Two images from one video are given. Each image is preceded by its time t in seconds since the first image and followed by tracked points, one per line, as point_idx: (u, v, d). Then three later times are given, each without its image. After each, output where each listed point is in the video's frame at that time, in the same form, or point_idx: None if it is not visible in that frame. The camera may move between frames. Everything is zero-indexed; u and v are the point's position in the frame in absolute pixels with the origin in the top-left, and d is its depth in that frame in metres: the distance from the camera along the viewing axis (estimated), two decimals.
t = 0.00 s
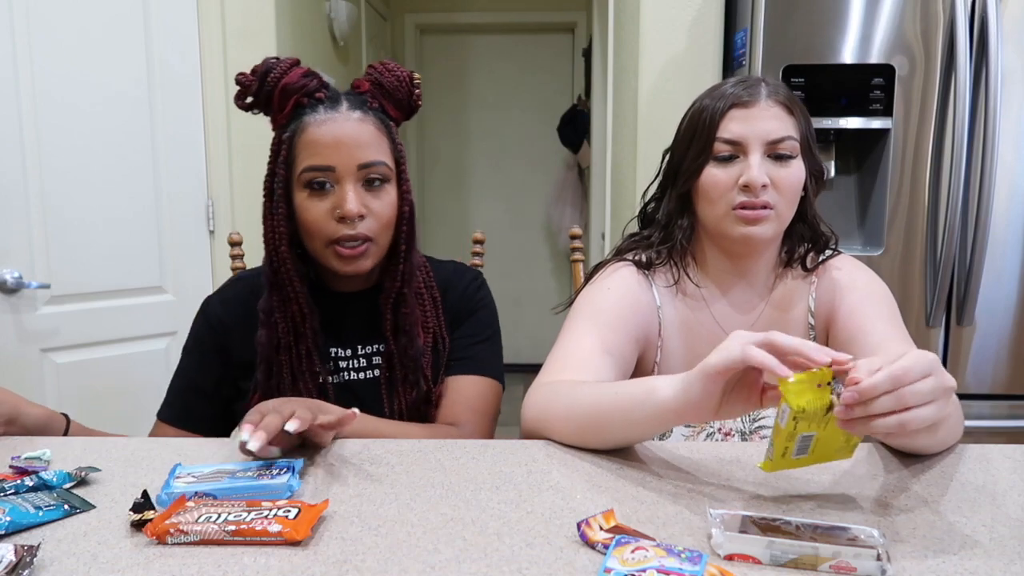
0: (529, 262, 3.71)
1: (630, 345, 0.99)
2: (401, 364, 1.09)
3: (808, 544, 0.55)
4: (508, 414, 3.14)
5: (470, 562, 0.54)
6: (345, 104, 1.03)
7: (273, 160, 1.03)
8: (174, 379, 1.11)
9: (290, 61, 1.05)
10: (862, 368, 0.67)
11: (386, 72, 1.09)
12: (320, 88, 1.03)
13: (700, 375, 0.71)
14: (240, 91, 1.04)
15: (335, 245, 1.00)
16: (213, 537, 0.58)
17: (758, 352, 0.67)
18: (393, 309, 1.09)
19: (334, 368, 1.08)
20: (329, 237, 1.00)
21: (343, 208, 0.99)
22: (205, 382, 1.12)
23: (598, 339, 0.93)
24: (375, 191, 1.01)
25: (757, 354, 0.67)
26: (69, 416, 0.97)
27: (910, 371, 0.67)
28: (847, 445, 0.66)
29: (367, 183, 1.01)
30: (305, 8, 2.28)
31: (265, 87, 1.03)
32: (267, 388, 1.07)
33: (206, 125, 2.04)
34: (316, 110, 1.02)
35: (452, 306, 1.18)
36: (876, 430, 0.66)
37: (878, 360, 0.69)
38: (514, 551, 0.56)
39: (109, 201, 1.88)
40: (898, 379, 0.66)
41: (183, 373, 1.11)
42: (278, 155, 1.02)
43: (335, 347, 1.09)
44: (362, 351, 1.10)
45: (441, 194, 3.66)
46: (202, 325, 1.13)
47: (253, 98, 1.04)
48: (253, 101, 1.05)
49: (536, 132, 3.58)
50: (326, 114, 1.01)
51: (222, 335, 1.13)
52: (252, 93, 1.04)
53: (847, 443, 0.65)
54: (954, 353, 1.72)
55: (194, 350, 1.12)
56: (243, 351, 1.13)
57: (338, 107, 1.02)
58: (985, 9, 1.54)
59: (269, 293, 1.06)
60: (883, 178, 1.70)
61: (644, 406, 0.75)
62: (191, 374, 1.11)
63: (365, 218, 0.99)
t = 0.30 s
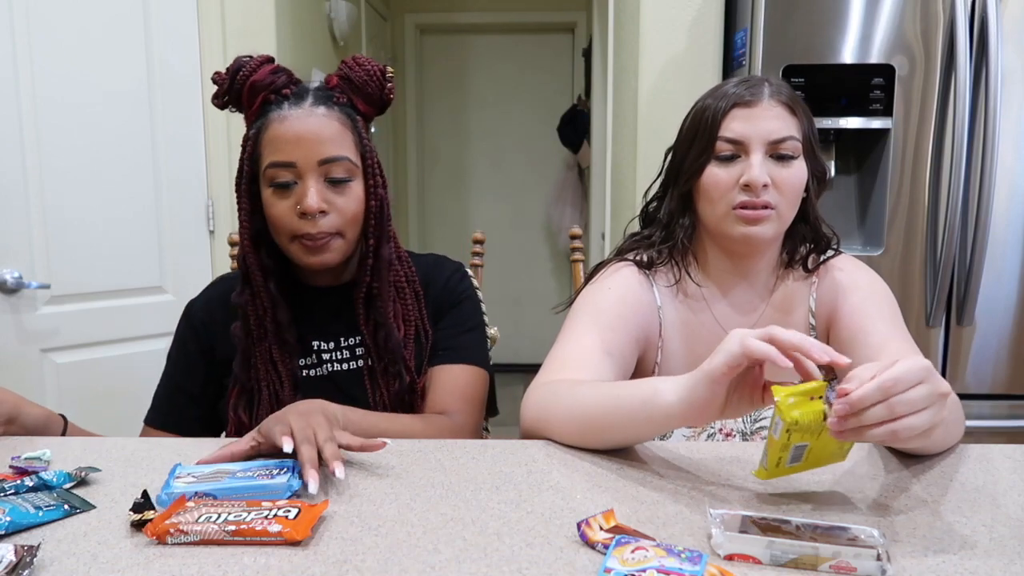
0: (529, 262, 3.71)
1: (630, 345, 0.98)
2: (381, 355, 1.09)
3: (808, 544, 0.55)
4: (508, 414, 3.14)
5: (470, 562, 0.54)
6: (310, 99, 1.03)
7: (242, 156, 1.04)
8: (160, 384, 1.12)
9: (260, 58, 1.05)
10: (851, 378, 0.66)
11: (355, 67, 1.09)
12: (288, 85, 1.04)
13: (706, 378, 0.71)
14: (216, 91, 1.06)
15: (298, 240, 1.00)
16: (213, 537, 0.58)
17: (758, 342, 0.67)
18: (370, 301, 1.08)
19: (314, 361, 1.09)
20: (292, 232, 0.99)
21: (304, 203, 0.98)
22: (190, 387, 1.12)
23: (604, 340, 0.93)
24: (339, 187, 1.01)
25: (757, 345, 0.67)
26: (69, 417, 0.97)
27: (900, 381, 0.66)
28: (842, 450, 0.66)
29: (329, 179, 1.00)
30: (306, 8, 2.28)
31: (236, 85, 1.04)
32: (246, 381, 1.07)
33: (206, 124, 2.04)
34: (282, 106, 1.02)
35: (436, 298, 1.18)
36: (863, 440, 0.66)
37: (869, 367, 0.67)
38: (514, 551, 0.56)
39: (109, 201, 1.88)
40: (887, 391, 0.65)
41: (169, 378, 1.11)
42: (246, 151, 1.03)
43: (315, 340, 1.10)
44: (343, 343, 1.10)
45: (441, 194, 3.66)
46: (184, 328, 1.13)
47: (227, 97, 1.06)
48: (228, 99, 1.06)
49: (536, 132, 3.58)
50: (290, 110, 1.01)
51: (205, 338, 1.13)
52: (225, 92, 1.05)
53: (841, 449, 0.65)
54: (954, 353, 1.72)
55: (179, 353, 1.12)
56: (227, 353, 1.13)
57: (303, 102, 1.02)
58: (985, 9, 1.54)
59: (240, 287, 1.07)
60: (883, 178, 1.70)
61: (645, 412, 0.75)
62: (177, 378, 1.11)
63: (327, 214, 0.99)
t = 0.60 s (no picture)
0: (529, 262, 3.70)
1: (630, 345, 0.98)
2: (390, 355, 1.09)
3: (808, 544, 0.55)
4: (508, 414, 3.14)
5: (470, 562, 0.54)
6: (326, 96, 1.03)
7: (255, 152, 1.03)
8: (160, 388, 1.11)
9: (274, 54, 1.05)
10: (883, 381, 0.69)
11: (369, 67, 1.09)
12: (302, 82, 1.03)
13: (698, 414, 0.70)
14: (227, 84, 1.05)
15: (310, 236, 0.99)
16: (213, 537, 0.58)
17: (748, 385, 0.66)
18: (380, 299, 1.09)
19: (320, 360, 1.08)
20: (304, 228, 0.99)
21: (317, 199, 0.98)
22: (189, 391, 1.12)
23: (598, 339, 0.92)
24: (353, 184, 1.01)
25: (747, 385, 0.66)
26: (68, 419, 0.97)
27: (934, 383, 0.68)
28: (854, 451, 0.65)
29: (344, 176, 1.00)
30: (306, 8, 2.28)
31: (250, 80, 1.03)
32: (251, 378, 1.05)
33: (206, 124, 2.04)
34: (297, 102, 1.01)
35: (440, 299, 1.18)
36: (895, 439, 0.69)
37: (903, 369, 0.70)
38: (514, 551, 0.56)
39: (109, 201, 1.88)
40: (920, 393, 0.68)
41: (169, 382, 1.11)
42: (258, 146, 1.02)
43: (322, 339, 1.09)
44: (350, 342, 1.10)
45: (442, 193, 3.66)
46: (185, 330, 1.12)
47: (239, 91, 1.05)
48: (239, 94, 1.06)
49: (536, 132, 3.58)
50: (305, 107, 1.01)
51: (205, 340, 1.13)
52: (237, 86, 1.04)
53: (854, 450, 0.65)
54: (954, 353, 1.72)
55: (176, 356, 1.11)
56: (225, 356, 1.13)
57: (319, 100, 1.02)
58: (985, 9, 1.54)
59: (251, 284, 1.06)
60: (883, 178, 1.70)
61: (634, 416, 0.74)
62: (176, 382, 1.11)
63: (340, 211, 0.99)
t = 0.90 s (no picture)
0: (528, 263, 3.70)
1: (630, 344, 0.98)
2: (402, 363, 1.09)
3: (808, 543, 0.55)
4: (507, 414, 3.14)
5: (470, 562, 0.54)
6: (347, 96, 1.03)
7: (276, 150, 1.03)
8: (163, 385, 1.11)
9: (299, 52, 1.05)
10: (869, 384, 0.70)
11: (394, 67, 1.08)
12: (325, 81, 1.03)
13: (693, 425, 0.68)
14: (251, 79, 1.06)
15: (327, 237, 0.99)
16: (219, 539, 0.57)
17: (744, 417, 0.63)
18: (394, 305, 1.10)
19: (331, 365, 1.08)
20: (321, 229, 0.99)
21: (335, 201, 0.98)
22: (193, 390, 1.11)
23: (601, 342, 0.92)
24: (371, 186, 1.00)
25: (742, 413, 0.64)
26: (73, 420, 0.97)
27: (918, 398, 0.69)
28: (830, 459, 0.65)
29: (362, 178, 1.00)
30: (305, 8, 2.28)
31: (273, 76, 1.04)
32: (259, 377, 1.05)
33: (206, 124, 2.04)
34: (319, 102, 1.01)
35: (451, 306, 1.19)
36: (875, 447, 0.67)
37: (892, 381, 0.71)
38: (514, 551, 0.56)
39: (109, 202, 1.88)
40: (907, 403, 0.68)
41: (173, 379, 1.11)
42: (279, 145, 1.03)
43: (333, 343, 1.09)
44: (361, 349, 1.10)
45: (442, 193, 3.66)
46: (193, 329, 1.12)
47: (262, 87, 1.06)
48: (263, 90, 1.06)
49: (536, 132, 3.58)
50: (327, 106, 1.01)
51: (215, 339, 1.13)
52: (261, 82, 1.05)
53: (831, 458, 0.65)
54: (954, 352, 1.72)
55: (183, 353, 1.12)
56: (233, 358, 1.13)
57: (341, 99, 1.02)
58: (985, 9, 1.54)
59: (266, 282, 1.06)
60: (883, 178, 1.70)
61: (633, 421, 0.73)
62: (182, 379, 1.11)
63: (357, 213, 0.98)
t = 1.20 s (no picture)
0: (528, 263, 3.70)
1: (630, 346, 0.98)
2: (411, 367, 1.08)
3: (808, 544, 0.55)
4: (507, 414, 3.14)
5: (470, 562, 0.54)
6: (357, 95, 1.03)
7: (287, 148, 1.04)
8: (152, 369, 1.09)
9: (318, 49, 1.06)
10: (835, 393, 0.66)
11: (411, 67, 1.06)
12: (339, 78, 1.04)
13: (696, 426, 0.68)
14: (274, 78, 1.08)
15: (327, 235, 1.00)
16: (219, 539, 0.57)
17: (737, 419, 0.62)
18: (405, 305, 1.09)
19: (343, 366, 1.08)
20: (322, 227, 0.99)
21: (334, 199, 0.98)
22: (189, 380, 1.10)
23: (603, 343, 0.92)
24: (373, 185, 1.00)
25: (740, 417, 0.62)
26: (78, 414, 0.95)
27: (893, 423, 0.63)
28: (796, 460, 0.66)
29: (363, 177, 0.99)
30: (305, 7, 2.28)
31: (289, 73, 1.05)
32: (268, 371, 1.05)
33: (206, 124, 2.04)
34: (328, 99, 1.02)
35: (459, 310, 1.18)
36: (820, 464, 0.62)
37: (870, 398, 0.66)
38: (514, 551, 0.56)
39: (109, 201, 1.88)
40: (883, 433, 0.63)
41: (164, 364, 1.09)
42: (290, 142, 1.04)
43: (343, 344, 1.09)
44: (371, 350, 1.10)
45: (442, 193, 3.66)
46: (198, 321, 1.12)
47: (281, 85, 1.07)
48: (284, 88, 1.08)
49: (536, 132, 3.58)
50: (334, 104, 1.01)
51: (217, 332, 1.12)
52: (280, 81, 1.07)
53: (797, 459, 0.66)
54: (954, 352, 1.72)
55: (181, 342, 1.10)
56: (237, 351, 1.13)
57: (349, 97, 1.02)
58: (985, 9, 1.54)
59: (279, 277, 1.06)
60: (883, 178, 1.70)
61: (636, 424, 0.73)
62: (178, 368, 1.09)
63: (356, 212, 0.98)
